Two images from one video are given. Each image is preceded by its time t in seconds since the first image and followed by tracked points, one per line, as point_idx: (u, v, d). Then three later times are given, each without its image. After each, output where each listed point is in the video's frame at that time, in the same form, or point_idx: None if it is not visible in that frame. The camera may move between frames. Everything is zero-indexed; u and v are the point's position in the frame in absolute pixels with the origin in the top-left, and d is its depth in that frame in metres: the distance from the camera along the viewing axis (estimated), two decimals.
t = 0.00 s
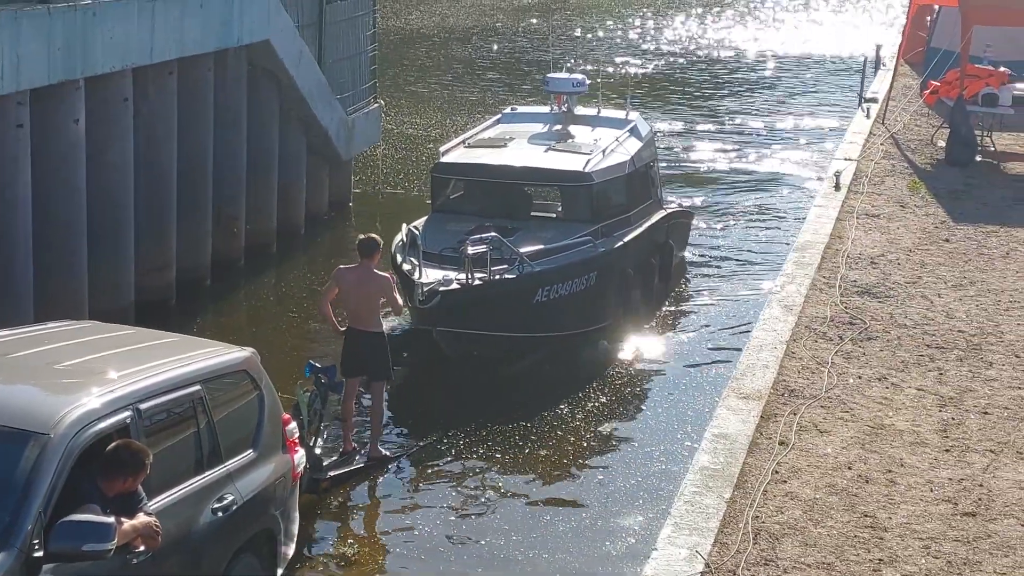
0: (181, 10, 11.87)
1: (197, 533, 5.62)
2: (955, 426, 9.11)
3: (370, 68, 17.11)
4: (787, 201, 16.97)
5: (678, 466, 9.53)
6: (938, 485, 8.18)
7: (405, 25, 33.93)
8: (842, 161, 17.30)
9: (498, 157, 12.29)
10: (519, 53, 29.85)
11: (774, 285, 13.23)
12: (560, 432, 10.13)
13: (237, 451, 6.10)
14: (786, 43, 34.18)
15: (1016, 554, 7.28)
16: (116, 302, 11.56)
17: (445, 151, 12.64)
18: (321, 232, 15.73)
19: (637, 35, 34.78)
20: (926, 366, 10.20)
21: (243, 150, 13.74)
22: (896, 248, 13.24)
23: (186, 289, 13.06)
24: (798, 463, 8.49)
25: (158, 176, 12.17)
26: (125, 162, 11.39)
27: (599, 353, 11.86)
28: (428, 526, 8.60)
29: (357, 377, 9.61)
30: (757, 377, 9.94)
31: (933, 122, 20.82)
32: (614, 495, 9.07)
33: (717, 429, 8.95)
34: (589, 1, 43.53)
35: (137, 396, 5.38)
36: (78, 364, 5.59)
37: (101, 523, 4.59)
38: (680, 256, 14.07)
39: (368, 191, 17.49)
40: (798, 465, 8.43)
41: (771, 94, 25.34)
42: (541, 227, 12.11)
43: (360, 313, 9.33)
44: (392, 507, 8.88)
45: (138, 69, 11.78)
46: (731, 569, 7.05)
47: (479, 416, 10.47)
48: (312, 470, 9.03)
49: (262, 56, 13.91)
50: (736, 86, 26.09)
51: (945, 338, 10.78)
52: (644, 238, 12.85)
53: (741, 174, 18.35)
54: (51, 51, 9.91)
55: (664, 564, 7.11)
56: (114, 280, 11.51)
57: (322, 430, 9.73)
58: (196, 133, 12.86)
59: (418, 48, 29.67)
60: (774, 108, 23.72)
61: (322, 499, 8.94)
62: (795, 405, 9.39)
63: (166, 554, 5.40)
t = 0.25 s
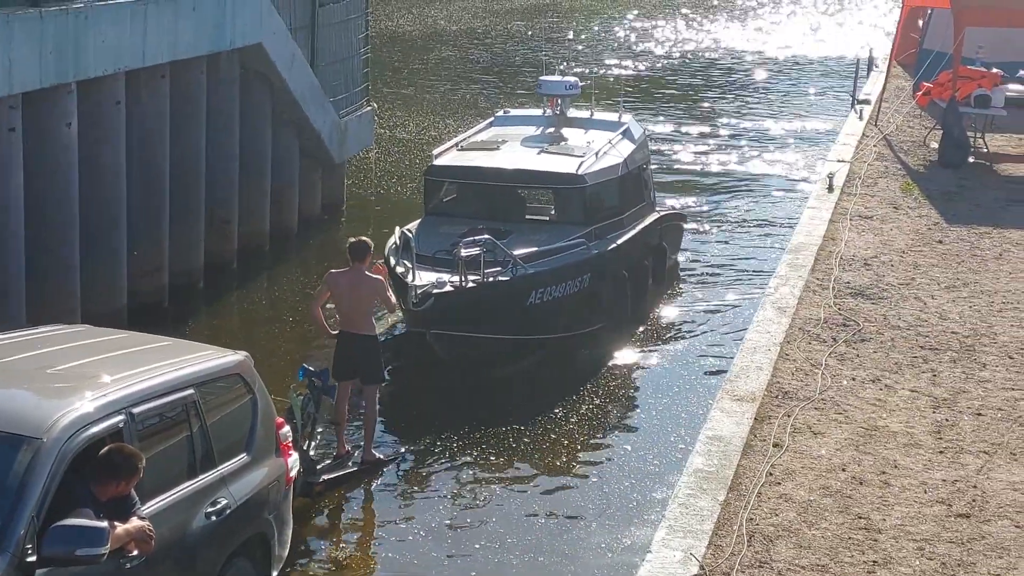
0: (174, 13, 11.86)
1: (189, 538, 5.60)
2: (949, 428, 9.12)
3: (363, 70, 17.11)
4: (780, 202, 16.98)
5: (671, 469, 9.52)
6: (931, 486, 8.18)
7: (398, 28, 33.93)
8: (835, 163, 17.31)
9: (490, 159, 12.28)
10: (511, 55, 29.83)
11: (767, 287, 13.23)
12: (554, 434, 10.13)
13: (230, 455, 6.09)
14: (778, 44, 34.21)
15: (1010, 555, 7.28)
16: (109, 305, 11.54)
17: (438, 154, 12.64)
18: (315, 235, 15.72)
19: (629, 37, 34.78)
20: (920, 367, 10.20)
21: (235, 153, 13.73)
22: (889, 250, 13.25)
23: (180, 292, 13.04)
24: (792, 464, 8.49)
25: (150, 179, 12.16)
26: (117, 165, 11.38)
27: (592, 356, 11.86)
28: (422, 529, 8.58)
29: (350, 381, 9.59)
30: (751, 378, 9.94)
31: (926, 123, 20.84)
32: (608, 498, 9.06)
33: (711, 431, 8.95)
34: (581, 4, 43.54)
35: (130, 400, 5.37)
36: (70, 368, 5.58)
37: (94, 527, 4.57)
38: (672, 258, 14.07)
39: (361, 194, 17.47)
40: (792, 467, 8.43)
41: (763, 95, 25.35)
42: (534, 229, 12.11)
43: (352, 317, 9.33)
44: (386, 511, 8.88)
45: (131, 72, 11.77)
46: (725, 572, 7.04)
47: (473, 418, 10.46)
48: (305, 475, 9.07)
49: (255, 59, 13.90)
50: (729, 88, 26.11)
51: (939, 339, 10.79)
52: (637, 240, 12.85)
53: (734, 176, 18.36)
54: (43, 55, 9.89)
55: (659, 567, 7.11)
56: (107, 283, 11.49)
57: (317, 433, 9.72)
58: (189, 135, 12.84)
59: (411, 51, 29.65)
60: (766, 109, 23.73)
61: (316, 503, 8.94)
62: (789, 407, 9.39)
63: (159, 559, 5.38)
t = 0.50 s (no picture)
0: (165, 16, 11.86)
1: (181, 541, 5.59)
2: (940, 428, 9.13)
3: (354, 73, 17.11)
4: (772, 204, 16.99)
5: (663, 471, 9.52)
6: (923, 487, 8.18)
7: (388, 31, 33.92)
8: (827, 164, 17.33)
9: (482, 162, 12.28)
10: (503, 57, 29.82)
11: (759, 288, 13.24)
12: (546, 436, 10.12)
13: (222, 458, 6.08)
14: (770, 46, 34.26)
15: (1001, 555, 7.28)
16: (101, 309, 11.53)
17: (429, 156, 12.64)
18: (308, 238, 15.71)
19: (621, 39, 34.78)
20: (911, 368, 10.21)
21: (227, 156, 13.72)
22: (881, 251, 13.26)
23: (172, 295, 13.02)
24: (784, 465, 8.48)
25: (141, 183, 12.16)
26: (108, 168, 11.37)
27: (584, 357, 11.85)
28: (415, 532, 8.56)
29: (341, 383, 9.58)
30: (742, 379, 9.94)
31: (917, 124, 20.87)
32: (600, 501, 9.05)
33: (703, 432, 8.95)
34: (572, 6, 43.56)
35: (121, 404, 5.36)
36: (61, 371, 5.56)
37: (86, 531, 4.56)
38: (664, 260, 14.07)
39: (354, 197, 17.46)
40: (784, 468, 8.42)
41: (755, 97, 25.37)
42: (526, 231, 12.11)
43: (343, 319, 9.32)
44: (379, 513, 8.86)
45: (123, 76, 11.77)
46: (717, 573, 7.03)
47: (466, 420, 10.45)
48: (298, 477, 9.02)
49: (246, 62, 13.91)
50: (721, 90, 26.12)
51: (930, 340, 10.80)
52: (629, 242, 12.85)
53: (726, 178, 18.36)
54: (34, 58, 9.88)
55: (651, 569, 7.10)
56: (98, 287, 11.47)
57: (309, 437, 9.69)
58: (181, 139, 12.84)
59: (402, 54, 29.63)
60: (758, 111, 23.74)
61: (309, 506, 8.91)
62: (781, 408, 9.39)
63: (151, 563, 5.37)
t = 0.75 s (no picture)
0: (158, 19, 11.86)
1: (176, 544, 5.59)
2: (934, 428, 9.13)
3: (348, 75, 17.11)
4: (766, 205, 16.99)
5: (658, 472, 9.52)
6: (917, 487, 8.19)
7: (382, 32, 33.92)
8: (820, 165, 17.34)
9: (476, 163, 12.29)
10: (496, 59, 29.82)
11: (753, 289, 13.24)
12: (541, 438, 10.12)
13: (216, 461, 6.08)
14: (764, 47, 34.28)
15: (995, 554, 7.29)
16: (95, 311, 11.52)
17: (423, 158, 12.64)
18: (302, 240, 15.71)
19: (614, 40, 34.79)
20: (905, 368, 10.22)
21: (221, 158, 13.72)
22: (874, 251, 13.27)
23: (167, 298, 13.01)
24: (778, 466, 8.48)
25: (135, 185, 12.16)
26: (102, 171, 11.37)
27: (579, 359, 11.85)
28: (411, 535, 8.55)
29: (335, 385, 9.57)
30: (736, 380, 9.94)
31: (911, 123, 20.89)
32: (595, 502, 9.05)
33: (698, 433, 8.95)
34: (566, 7, 43.59)
35: (115, 406, 5.35)
36: (54, 374, 5.56)
37: (80, 534, 4.55)
38: (658, 261, 14.07)
39: (348, 199, 17.46)
40: (778, 469, 8.42)
41: (749, 98, 25.39)
42: (520, 232, 12.12)
43: (337, 321, 9.32)
44: (374, 515, 8.86)
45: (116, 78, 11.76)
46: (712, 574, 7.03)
47: (461, 422, 10.44)
48: (293, 479, 9.00)
49: (240, 64, 13.91)
50: (714, 91, 26.14)
51: (924, 339, 10.81)
52: (623, 243, 12.86)
53: (720, 179, 18.37)
54: (26, 60, 9.87)
55: (645, 570, 7.09)
56: (92, 289, 11.47)
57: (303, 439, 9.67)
58: (175, 140, 12.83)
59: (396, 56, 29.62)
60: (752, 112, 23.75)
61: (304, 508, 8.90)
62: (775, 409, 9.39)
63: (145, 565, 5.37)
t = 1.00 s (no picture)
0: (148, 21, 11.84)
1: (167, 547, 5.57)
2: (926, 428, 9.14)
3: (339, 77, 17.11)
4: (758, 206, 17.01)
5: (650, 473, 9.51)
6: (909, 487, 8.20)
7: (373, 35, 33.92)
8: (811, 166, 17.36)
9: (467, 165, 12.29)
10: (488, 61, 29.82)
11: (745, 290, 13.25)
12: (534, 440, 10.12)
13: (208, 464, 6.07)
14: (755, 48, 34.32)
15: (987, 554, 7.29)
16: (86, 314, 11.50)
17: (414, 160, 12.64)
18: (295, 242, 15.70)
19: (605, 42, 34.80)
20: (897, 369, 10.23)
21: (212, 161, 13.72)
22: (866, 252, 13.29)
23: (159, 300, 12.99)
24: (770, 466, 8.48)
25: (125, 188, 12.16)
26: (92, 173, 11.36)
27: (571, 361, 11.85)
28: (404, 537, 8.53)
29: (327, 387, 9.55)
30: (728, 381, 9.94)
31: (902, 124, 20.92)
32: (587, 503, 9.04)
33: (690, 434, 8.94)
34: (557, 9, 43.63)
35: (106, 410, 5.34)
36: (44, 378, 5.55)
37: (71, 538, 4.54)
38: (650, 262, 14.07)
39: (340, 201, 17.45)
40: (770, 469, 8.42)
41: (740, 99, 25.41)
42: (511, 233, 12.13)
43: (328, 323, 9.28)
44: (366, 517, 8.85)
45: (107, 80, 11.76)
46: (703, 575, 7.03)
47: (453, 425, 10.43)
48: (284, 482, 8.99)
49: (231, 67, 13.91)
50: (706, 92, 26.15)
51: (915, 340, 10.82)
52: (615, 245, 12.86)
53: (713, 180, 18.37)
54: (16, 64, 9.86)
55: (637, 572, 7.08)
56: (84, 293, 11.46)
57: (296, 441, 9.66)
58: (166, 143, 12.82)
59: (387, 58, 29.60)
60: (744, 113, 23.77)
61: (297, 510, 8.90)
62: (767, 410, 9.38)
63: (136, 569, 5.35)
